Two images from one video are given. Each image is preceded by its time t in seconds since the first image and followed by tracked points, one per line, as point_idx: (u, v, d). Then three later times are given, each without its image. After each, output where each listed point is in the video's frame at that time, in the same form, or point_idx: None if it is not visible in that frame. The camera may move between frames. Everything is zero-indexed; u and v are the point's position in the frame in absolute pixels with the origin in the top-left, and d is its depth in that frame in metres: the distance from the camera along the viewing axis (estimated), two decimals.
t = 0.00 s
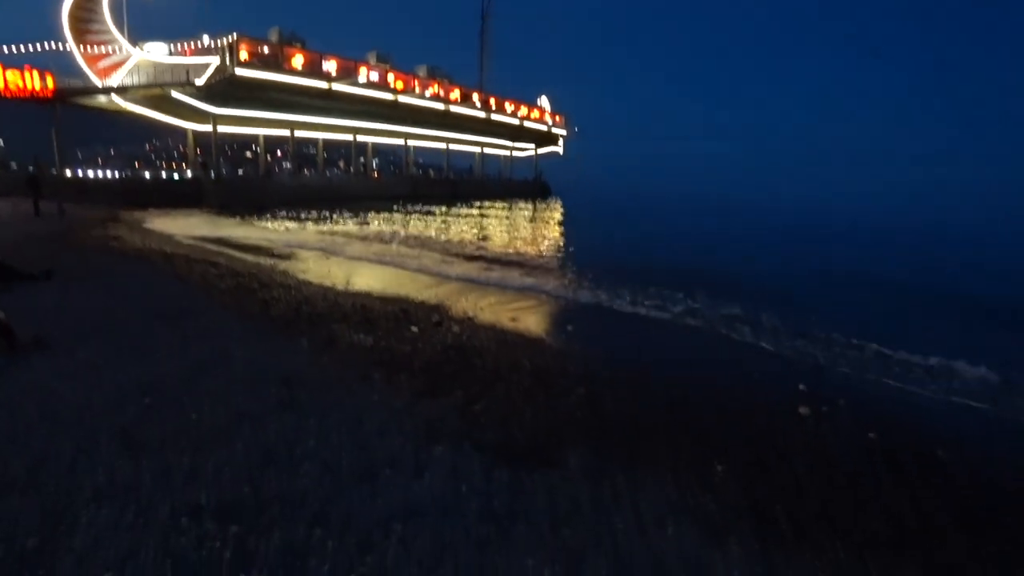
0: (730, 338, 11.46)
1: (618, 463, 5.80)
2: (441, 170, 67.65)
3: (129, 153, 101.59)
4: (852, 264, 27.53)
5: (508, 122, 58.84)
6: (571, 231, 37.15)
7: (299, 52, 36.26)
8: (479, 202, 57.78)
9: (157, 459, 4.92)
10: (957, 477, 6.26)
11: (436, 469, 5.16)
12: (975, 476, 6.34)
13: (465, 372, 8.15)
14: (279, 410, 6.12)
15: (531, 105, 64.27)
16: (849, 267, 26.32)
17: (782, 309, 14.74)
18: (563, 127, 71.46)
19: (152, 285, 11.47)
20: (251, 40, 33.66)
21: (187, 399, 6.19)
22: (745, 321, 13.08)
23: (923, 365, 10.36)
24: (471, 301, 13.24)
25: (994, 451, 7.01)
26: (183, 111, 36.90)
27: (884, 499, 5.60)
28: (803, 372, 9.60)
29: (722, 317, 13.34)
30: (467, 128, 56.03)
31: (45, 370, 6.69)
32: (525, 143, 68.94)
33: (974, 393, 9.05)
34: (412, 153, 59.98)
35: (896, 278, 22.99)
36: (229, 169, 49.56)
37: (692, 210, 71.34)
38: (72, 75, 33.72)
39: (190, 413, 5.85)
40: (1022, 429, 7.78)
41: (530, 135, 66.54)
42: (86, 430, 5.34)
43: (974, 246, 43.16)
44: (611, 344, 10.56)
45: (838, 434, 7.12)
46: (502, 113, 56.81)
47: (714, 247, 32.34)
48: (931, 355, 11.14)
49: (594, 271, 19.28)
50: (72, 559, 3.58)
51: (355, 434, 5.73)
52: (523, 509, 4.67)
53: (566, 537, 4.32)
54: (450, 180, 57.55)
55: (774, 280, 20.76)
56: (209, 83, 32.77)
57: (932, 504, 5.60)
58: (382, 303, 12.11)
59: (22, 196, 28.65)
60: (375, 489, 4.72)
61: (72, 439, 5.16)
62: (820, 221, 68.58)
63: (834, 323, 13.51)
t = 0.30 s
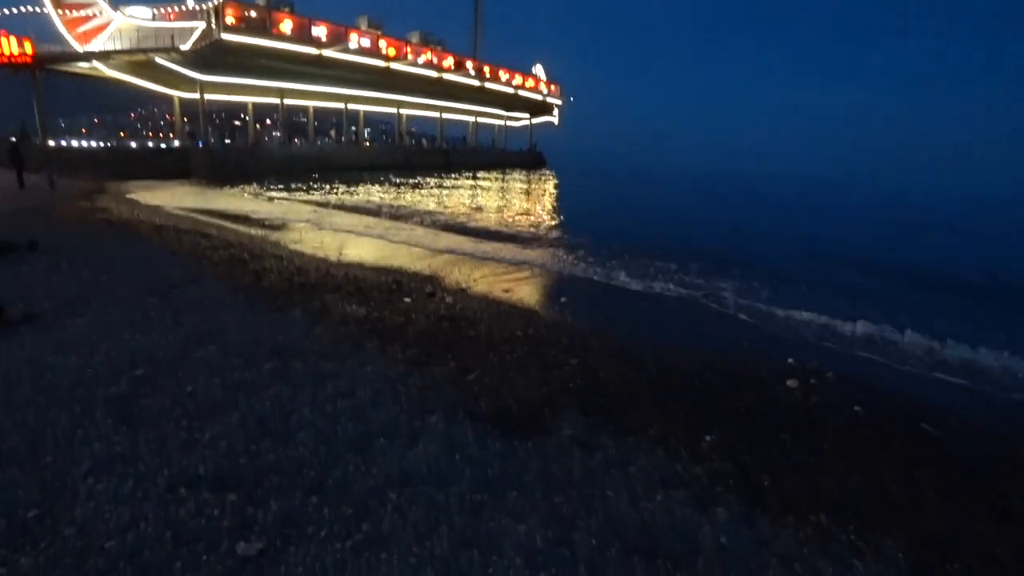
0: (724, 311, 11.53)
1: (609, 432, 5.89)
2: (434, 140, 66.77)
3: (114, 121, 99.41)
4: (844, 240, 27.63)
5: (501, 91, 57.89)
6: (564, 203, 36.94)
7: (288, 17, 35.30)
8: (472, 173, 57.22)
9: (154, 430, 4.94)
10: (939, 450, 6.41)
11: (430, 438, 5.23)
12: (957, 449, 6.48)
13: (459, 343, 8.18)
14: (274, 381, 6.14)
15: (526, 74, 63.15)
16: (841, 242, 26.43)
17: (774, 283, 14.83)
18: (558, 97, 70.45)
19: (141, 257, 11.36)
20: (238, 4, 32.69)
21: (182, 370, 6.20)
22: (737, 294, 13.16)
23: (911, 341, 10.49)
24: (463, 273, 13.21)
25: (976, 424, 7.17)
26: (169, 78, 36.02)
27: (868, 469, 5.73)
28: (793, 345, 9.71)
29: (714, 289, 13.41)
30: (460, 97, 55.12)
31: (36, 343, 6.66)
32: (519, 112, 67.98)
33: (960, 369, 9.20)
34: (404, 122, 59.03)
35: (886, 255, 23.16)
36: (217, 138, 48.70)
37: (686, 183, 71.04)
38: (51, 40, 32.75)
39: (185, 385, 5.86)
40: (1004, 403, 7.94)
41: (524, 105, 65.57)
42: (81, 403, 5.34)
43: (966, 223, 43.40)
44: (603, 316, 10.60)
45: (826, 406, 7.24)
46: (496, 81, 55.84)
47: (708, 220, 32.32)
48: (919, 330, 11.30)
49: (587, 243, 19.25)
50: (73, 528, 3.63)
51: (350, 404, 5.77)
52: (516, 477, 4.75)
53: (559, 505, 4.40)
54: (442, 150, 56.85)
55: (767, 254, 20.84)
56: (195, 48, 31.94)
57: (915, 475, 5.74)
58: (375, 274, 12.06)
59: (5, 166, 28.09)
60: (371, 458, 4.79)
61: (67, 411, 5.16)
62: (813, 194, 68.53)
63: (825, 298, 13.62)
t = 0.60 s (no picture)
0: (716, 300, 11.59)
1: (601, 418, 5.94)
2: (428, 123, 66.21)
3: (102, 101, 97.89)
4: (837, 230, 27.73)
5: (497, 74, 57.32)
6: (559, 189, 36.77)
7: None
8: (466, 157, 56.87)
9: (147, 414, 4.95)
10: (925, 439, 6.50)
11: (423, 423, 5.26)
12: (943, 438, 6.58)
13: (452, 328, 8.19)
14: (267, 366, 6.15)
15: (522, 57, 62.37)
16: (834, 233, 26.53)
17: (767, 272, 14.90)
18: (554, 82, 69.91)
19: (132, 240, 11.27)
20: None
21: (175, 354, 6.19)
22: (731, 283, 13.21)
23: (900, 332, 10.61)
24: (457, 258, 13.17)
25: (961, 415, 7.28)
26: (159, 57, 35.43)
27: (855, 457, 5.82)
28: (784, 334, 9.79)
29: (707, 277, 13.45)
30: (455, 79, 54.52)
31: (27, 326, 6.62)
32: (514, 97, 67.44)
33: (947, 360, 9.32)
34: (399, 105, 58.41)
35: (878, 246, 23.27)
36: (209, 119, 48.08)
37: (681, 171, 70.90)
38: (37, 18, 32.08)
39: (178, 369, 5.86)
40: (990, 394, 8.06)
41: (520, 88, 65.01)
42: (73, 386, 5.34)
43: (958, 215, 43.60)
44: (597, 302, 10.63)
45: (815, 394, 7.32)
46: (492, 64, 55.15)
47: (703, 208, 32.34)
48: (908, 322, 11.42)
49: (582, 230, 19.22)
50: (67, 511, 3.65)
51: (343, 389, 5.78)
52: (507, 462, 4.80)
53: (550, 490, 4.45)
54: (436, 134, 56.40)
55: (760, 243, 20.90)
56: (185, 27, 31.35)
57: (900, 463, 5.84)
58: (369, 260, 12.02)
59: None
60: (363, 442, 4.81)
61: (59, 395, 5.15)
62: (808, 184, 68.58)
63: (818, 288, 13.70)
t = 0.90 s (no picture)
0: (723, 305, 11.57)
1: (606, 423, 5.93)
2: (435, 127, 66.50)
3: (113, 104, 98.92)
4: (843, 236, 27.63)
5: (504, 79, 57.57)
6: (565, 193, 36.87)
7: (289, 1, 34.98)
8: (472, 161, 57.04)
9: (155, 416, 4.98)
10: (933, 447, 6.44)
11: (428, 427, 5.26)
12: (952, 446, 6.53)
13: (458, 332, 8.20)
14: (274, 368, 6.17)
15: (529, 62, 62.60)
16: (841, 239, 26.42)
17: (773, 277, 14.90)
18: (560, 86, 70.10)
19: (141, 242, 11.35)
20: None
21: (183, 356, 6.23)
22: (737, 288, 13.19)
23: (907, 338, 10.57)
24: (464, 262, 13.20)
25: (970, 422, 7.23)
26: (170, 61, 35.80)
27: (863, 464, 5.78)
28: (792, 341, 9.75)
29: (713, 283, 13.44)
30: (462, 84, 54.81)
31: (36, 327, 6.67)
32: (521, 101, 67.71)
33: (954, 366, 9.28)
34: (406, 109, 58.70)
35: (885, 252, 23.20)
36: (218, 123, 48.42)
37: (687, 176, 70.83)
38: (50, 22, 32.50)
39: (185, 370, 5.90)
40: (999, 402, 8.00)
41: (526, 93, 65.22)
42: (81, 387, 5.37)
43: (967, 222, 43.36)
44: (602, 307, 10.63)
45: (821, 401, 7.29)
46: (498, 69, 55.48)
47: (709, 213, 32.29)
48: (915, 327, 11.38)
49: (588, 234, 19.25)
50: (75, 512, 3.67)
51: (349, 392, 5.80)
52: (512, 467, 4.79)
53: (555, 496, 4.44)
54: (443, 137, 56.62)
55: (767, 248, 20.87)
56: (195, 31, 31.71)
57: (908, 471, 5.79)
58: (375, 263, 12.08)
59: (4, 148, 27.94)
60: (368, 446, 4.82)
61: (68, 396, 5.19)
62: (814, 189, 68.54)
63: (824, 294, 13.68)
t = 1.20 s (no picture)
0: (731, 319, 11.51)
1: (612, 438, 5.90)
2: (444, 138, 66.96)
3: (128, 113, 100.32)
4: (853, 250, 27.49)
5: (513, 91, 57.98)
6: (573, 205, 36.95)
7: (302, 12, 35.45)
8: (481, 172, 57.31)
9: (162, 423, 5.00)
10: (943, 465, 6.37)
11: (433, 438, 5.25)
12: (962, 464, 6.46)
13: (464, 344, 8.20)
14: (280, 377, 6.18)
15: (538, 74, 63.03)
16: (850, 253, 26.29)
17: (781, 291, 14.84)
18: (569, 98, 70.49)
19: (151, 249, 11.44)
20: None
21: (190, 364, 6.25)
22: (745, 301, 13.14)
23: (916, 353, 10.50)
24: (471, 273, 13.23)
25: (980, 440, 7.15)
26: (184, 71, 36.28)
27: (871, 482, 5.70)
28: (800, 355, 9.69)
29: (720, 296, 13.39)
30: (472, 95, 55.24)
31: (47, 332, 6.72)
32: (530, 113, 68.12)
33: (965, 383, 9.17)
34: (415, 120, 59.15)
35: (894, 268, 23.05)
36: (230, 132, 48.93)
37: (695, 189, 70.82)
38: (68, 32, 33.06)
39: (193, 378, 5.92)
40: (1011, 421, 7.89)
41: (535, 105, 65.62)
42: (89, 393, 5.40)
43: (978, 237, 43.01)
44: (609, 320, 10.60)
45: (829, 417, 7.22)
46: (508, 81, 55.91)
47: (717, 226, 32.23)
48: (924, 343, 11.30)
49: (595, 246, 19.27)
50: (80, 517, 3.68)
51: (355, 403, 5.80)
52: (516, 480, 4.77)
53: (560, 510, 4.41)
54: (452, 148, 56.96)
55: (776, 263, 20.77)
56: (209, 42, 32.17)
57: (919, 489, 5.71)
58: (383, 273, 12.13)
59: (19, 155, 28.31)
60: (373, 457, 4.82)
61: (77, 401, 5.22)
62: (823, 203, 68.35)
63: (833, 308, 13.60)
